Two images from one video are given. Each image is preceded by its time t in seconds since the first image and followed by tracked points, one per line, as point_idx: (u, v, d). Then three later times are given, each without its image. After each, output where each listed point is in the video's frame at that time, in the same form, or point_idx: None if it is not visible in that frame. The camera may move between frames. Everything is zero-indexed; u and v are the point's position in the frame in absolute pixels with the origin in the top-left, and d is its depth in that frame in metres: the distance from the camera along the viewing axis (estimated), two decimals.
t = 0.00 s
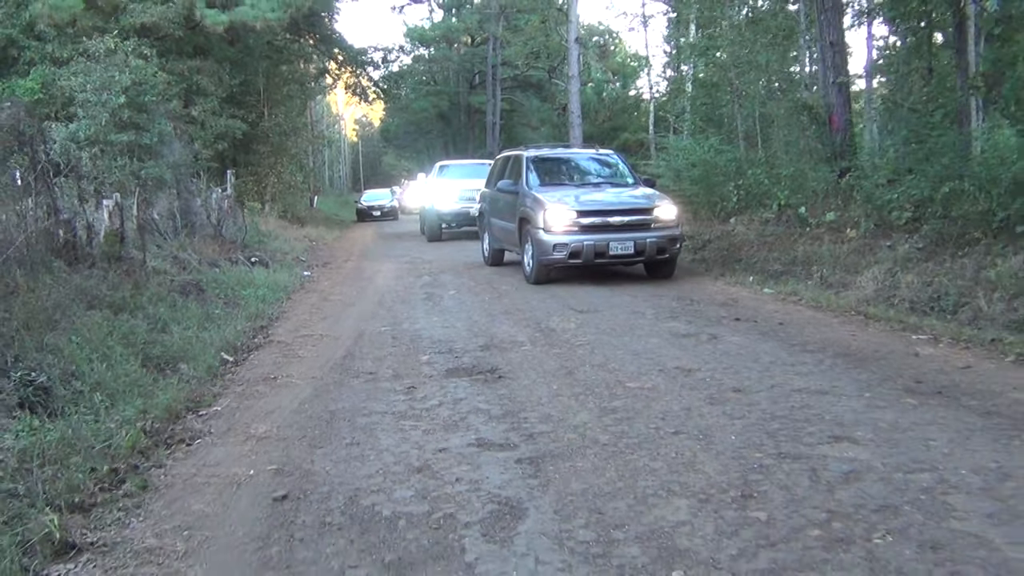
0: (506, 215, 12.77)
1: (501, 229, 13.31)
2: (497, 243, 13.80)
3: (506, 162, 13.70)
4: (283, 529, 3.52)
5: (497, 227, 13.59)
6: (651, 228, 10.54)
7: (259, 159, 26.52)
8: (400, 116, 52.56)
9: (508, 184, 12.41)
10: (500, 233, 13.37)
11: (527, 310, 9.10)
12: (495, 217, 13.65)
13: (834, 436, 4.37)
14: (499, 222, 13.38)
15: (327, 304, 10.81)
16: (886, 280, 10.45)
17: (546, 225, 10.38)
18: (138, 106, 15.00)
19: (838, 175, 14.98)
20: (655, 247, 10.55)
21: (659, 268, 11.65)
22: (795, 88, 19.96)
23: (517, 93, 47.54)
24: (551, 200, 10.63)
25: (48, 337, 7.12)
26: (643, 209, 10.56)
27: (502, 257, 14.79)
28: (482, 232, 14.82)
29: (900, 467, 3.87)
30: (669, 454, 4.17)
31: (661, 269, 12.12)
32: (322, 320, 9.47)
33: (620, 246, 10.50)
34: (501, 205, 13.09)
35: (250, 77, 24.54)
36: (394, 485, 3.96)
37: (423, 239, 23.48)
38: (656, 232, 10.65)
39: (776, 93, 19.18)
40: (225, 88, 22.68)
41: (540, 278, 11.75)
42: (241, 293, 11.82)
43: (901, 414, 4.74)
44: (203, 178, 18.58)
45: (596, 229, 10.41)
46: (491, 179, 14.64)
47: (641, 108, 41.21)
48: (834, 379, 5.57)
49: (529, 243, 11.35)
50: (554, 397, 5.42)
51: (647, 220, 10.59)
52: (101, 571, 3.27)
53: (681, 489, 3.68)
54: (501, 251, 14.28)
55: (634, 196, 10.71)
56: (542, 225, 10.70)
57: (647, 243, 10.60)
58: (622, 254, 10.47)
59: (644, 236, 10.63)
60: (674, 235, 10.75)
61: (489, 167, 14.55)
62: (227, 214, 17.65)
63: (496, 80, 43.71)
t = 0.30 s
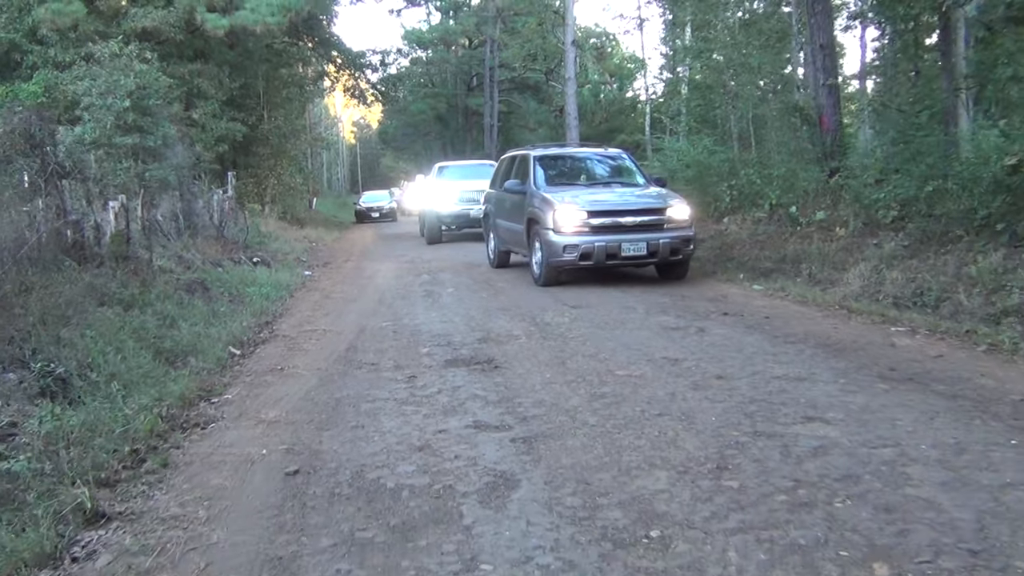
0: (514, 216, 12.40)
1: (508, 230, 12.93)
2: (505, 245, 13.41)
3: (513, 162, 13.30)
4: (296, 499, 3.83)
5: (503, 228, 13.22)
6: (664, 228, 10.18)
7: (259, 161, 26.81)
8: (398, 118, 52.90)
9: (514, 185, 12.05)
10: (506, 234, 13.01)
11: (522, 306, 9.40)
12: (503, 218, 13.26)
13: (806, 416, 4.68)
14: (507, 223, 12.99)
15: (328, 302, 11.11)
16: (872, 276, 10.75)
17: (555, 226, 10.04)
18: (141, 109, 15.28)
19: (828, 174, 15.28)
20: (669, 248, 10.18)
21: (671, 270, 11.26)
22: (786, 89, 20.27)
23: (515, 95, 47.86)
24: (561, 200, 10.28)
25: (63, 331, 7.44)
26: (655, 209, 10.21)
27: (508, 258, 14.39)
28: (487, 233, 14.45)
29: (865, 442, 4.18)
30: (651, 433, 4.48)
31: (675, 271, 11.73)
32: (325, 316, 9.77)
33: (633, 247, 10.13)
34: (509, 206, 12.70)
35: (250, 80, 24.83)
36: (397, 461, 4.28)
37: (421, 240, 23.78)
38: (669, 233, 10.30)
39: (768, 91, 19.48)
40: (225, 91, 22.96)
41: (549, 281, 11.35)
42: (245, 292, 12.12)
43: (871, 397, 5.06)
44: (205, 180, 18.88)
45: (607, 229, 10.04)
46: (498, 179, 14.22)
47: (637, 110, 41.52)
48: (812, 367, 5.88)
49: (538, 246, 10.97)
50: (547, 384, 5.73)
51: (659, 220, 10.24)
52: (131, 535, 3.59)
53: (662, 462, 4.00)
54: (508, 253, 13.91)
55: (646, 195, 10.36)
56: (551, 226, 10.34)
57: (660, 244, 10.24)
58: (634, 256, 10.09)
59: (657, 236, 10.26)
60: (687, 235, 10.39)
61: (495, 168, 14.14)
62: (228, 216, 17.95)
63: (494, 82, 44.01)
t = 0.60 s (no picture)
0: (524, 222, 12.16)
1: (517, 237, 12.64)
2: (513, 252, 13.11)
3: (522, 167, 13.05)
4: (309, 486, 4.16)
5: (512, 235, 12.96)
6: (680, 237, 9.99)
7: (261, 165, 27.14)
8: (398, 123, 53.25)
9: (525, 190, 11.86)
10: (515, 241, 12.75)
11: (520, 310, 9.71)
12: (512, 224, 13.00)
13: (785, 414, 4.99)
14: (516, 230, 12.75)
15: (330, 305, 11.43)
16: (859, 283, 11.08)
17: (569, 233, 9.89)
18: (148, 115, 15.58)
19: (819, 183, 15.55)
20: (685, 257, 9.98)
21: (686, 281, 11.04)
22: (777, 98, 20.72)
23: (514, 100, 48.22)
24: (575, 206, 10.10)
25: (78, 333, 7.76)
26: (672, 216, 10.01)
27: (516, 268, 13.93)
28: (495, 240, 14.07)
29: (837, 437, 4.51)
30: (638, 429, 4.81)
31: (689, 280, 11.51)
32: (328, 319, 10.08)
33: (648, 256, 9.93)
34: (519, 212, 12.45)
35: (252, 86, 25.14)
36: (401, 453, 4.60)
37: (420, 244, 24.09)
38: (685, 241, 10.10)
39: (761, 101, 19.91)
40: (228, 96, 23.27)
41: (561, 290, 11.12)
42: (251, 295, 12.44)
43: (846, 397, 5.38)
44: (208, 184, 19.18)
45: (622, 237, 9.85)
46: (506, 184, 13.97)
47: (635, 115, 41.87)
48: (794, 370, 6.20)
49: (550, 253, 10.75)
50: (541, 384, 6.05)
51: (675, 229, 10.04)
52: (158, 517, 3.91)
53: (646, 455, 4.32)
54: (515, 262, 13.64)
55: (662, 203, 10.17)
56: (564, 233, 10.14)
57: (675, 252, 10.04)
58: (649, 265, 9.89)
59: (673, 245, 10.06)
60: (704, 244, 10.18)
61: (503, 172, 13.88)
62: (232, 220, 18.28)
63: (494, 87, 44.45)
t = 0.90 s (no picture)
0: (534, 227, 11.85)
1: (525, 241, 12.37)
2: (521, 256, 12.84)
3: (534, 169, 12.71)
4: (312, 464, 4.44)
5: (521, 240, 12.62)
6: (699, 245, 9.67)
7: (263, 165, 27.41)
8: (400, 126, 53.57)
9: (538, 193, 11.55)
10: (523, 246, 12.48)
11: (515, 310, 9.99)
12: (521, 228, 12.61)
13: (761, 409, 5.28)
14: (525, 234, 12.46)
15: (330, 302, 11.70)
16: (847, 290, 11.36)
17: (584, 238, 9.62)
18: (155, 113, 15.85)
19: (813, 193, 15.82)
20: (704, 266, 9.64)
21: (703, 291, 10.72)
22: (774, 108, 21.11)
23: (516, 106, 48.54)
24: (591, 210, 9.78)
25: (88, 322, 8.04)
26: (691, 224, 9.68)
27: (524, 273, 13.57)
28: (503, 245, 13.77)
29: (807, 430, 4.80)
30: (621, 419, 5.10)
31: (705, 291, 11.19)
32: (329, 315, 10.35)
33: (665, 264, 9.60)
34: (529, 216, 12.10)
35: (256, 86, 25.39)
36: (398, 437, 4.89)
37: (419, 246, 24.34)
38: (704, 250, 9.77)
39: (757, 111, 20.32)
40: (232, 95, 23.54)
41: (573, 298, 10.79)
42: (253, 291, 12.72)
43: (821, 394, 5.67)
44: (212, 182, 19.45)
45: (639, 243, 9.53)
46: (515, 188, 13.63)
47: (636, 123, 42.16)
48: (774, 369, 6.48)
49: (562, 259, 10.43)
50: (532, 378, 6.34)
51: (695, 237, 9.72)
52: (171, 490, 4.19)
53: (628, 441, 4.60)
54: (525, 266, 13.13)
55: (681, 210, 9.84)
56: (578, 239, 9.82)
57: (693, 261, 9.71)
58: (667, 273, 9.56)
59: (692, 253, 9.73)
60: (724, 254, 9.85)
61: (512, 175, 13.56)
62: (234, 218, 18.55)
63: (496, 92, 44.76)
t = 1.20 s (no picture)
0: (542, 237, 11.52)
1: (535, 252, 11.95)
2: (529, 268, 12.42)
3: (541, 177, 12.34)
4: (309, 460, 4.69)
5: (529, 251, 12.22)
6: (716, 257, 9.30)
7: (262, 173, 27.66)
8: (398, 133, 53.89)
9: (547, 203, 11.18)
10: (531, 258, 12.12)
11: (508, 317, 10.24)
12: (528, 239, 12.24)
13: (737, 409, 5.54)
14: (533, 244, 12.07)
15: (327, 308, 11.96)
16: (832, 297, 11.64)
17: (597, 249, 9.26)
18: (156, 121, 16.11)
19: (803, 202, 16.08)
20: (722, 280, 9.27)
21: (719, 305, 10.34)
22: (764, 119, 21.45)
23: (513, 114, 48.87)
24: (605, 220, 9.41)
25: (93, 327, 8.29)
26: (709, 235, 9.32)
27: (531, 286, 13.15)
28: (509, 257, 13.38)
29: (779, 429, 5.06)
30: (603, 418, 5.36)
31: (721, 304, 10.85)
32: (326, 321, 10.60)
33: (682, 277, 9.23)
34: (536, 226, 11.75)
35: (255, 95, 25.47)
36: (391, 435, 5.15)
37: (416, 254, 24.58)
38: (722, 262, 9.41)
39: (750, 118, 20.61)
40: (230, 104, 23.78)
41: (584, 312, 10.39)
42: (252, 297, 12.97)
43: (795, 396, 5.93)
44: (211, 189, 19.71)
45: (655, 255, 9.15)
46: (521, 197, 13.25)
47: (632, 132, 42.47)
48: (753, 373, 6.75)
49: (573, 271, 10.03)
50: (521, 381, 6.60)
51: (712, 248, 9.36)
52: (176, 484, 4.43)
53: (609, 440, 4.87)
54: (531, 278, 12.72)
55: (699, 220, 9.48)
56: (591, 250, 9.44)
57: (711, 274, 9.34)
58: (684, 287, 9.19)
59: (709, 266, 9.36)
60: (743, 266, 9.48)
61: (519, 184, 13.19)
62: (233, 225, 18.81)
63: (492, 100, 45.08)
